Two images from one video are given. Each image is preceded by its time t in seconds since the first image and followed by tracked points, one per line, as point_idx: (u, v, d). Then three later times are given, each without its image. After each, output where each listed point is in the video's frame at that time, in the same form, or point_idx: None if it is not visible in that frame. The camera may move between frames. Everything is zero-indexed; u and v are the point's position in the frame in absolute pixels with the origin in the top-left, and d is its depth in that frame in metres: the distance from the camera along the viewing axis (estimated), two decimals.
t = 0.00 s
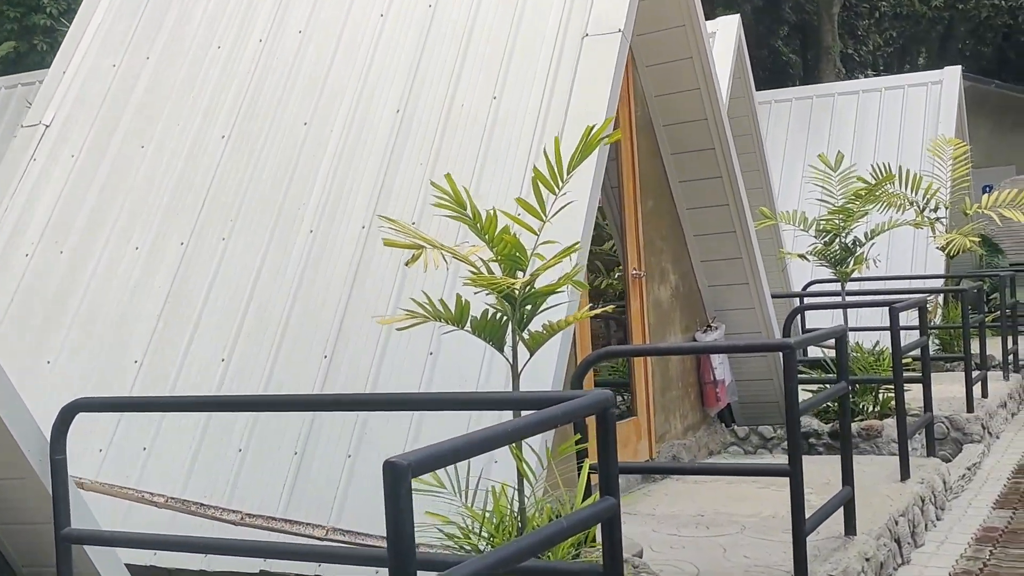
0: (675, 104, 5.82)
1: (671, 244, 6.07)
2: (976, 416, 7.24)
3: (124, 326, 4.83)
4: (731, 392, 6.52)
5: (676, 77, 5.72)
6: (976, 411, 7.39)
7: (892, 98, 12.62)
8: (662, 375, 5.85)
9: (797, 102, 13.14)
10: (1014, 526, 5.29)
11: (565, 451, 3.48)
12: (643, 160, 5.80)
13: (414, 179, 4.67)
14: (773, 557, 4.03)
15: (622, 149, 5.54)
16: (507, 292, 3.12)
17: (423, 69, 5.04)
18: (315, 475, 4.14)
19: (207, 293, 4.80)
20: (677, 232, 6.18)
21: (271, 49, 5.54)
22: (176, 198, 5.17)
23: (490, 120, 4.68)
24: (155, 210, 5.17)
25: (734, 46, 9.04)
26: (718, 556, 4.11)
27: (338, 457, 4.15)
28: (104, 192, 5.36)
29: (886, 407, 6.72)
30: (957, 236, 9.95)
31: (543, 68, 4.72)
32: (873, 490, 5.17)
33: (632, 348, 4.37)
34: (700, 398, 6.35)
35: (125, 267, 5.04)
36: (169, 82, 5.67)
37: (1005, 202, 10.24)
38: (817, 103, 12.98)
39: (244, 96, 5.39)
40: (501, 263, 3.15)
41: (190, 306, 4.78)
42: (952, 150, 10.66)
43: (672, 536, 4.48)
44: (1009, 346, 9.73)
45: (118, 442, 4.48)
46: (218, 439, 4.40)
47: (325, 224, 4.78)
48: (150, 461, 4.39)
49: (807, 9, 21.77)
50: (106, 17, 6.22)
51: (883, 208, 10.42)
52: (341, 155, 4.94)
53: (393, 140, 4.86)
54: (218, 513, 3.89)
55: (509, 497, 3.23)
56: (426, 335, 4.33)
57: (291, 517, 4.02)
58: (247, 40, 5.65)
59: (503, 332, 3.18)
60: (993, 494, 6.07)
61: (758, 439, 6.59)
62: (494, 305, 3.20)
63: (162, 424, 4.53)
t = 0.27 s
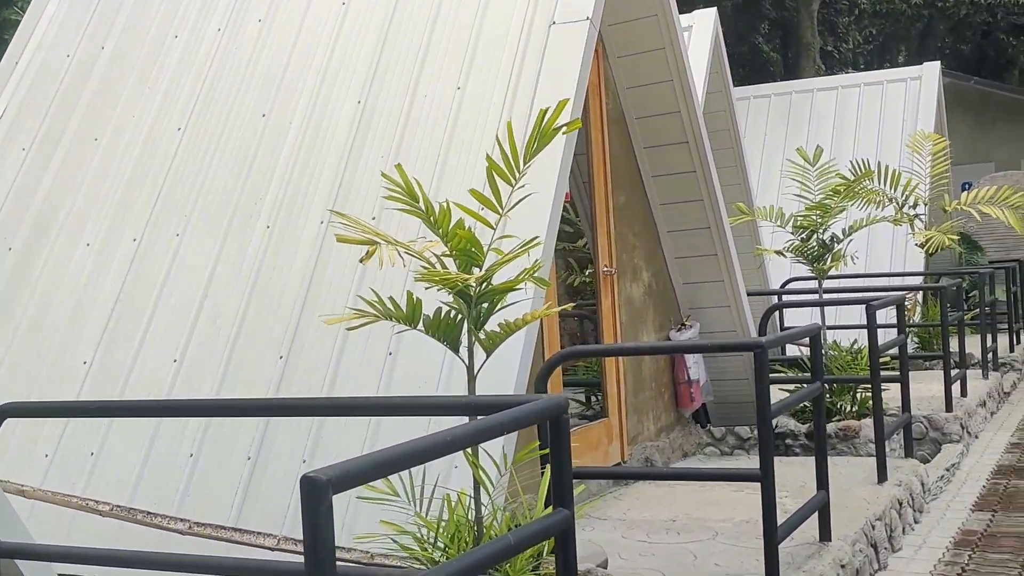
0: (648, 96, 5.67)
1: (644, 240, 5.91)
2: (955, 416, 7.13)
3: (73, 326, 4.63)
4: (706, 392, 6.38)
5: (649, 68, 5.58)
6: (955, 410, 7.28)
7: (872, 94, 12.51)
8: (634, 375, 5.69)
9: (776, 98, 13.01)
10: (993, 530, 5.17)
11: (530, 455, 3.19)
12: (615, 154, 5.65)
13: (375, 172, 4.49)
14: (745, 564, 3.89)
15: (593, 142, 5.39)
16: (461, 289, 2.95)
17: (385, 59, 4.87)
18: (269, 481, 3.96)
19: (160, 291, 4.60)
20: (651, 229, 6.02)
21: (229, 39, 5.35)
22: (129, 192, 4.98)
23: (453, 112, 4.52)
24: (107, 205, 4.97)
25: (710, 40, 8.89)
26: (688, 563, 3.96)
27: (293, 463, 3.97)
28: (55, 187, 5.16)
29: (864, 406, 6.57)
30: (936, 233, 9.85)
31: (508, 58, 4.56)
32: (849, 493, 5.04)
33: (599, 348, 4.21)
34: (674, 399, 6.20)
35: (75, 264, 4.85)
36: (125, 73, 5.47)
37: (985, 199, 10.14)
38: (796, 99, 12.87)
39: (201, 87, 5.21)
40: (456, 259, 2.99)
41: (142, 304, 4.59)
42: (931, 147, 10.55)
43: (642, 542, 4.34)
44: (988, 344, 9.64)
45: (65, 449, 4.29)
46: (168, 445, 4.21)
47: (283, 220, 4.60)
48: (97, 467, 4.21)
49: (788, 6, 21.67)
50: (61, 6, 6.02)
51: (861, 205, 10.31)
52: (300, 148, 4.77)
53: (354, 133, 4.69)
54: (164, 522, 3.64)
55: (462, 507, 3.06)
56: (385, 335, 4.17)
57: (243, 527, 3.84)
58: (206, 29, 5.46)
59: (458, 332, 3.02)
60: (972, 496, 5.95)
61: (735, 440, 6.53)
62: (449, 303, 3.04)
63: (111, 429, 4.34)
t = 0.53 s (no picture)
0: (617, 99, 5.51)
1: (613, 247, 5.75)
2: (933, 424, 7.01)
3: (15, 338, 4.43)
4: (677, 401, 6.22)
5: (617, 70, 5.42)
6: (932, 418, 7.16)
7: (848, 97, 12.42)
8: (602, 386, 5.53)
9: (752, 101, 12.90)
10: (971, 544, 5.04)
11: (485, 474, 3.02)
12: (583, 158, 5.49)
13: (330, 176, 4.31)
14: None
15: (559, 145, 5.23)
16: (406, 300, 2.79)
17: (343, 60, 4.70)
18: (216, 499, 3.74)
19: (106, 301, 4.39)
20: (621, 236, 5.85)
21: (183, 40, 5.16)
22: (76, 198, 4.77)
23: (412, 114, 4.35)
24: (54, 211, 4.77)
25: (684, 42, 8.76)
26: None
27: (241, 481, 3.76)
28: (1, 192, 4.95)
29: (839, 415, 6.46)
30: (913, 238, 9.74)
31: (468, 58, 4.40)
32: (823, 507, 4.90)
33: (562, 360, 4.04)
34: (645, 409, 6.04)
35: (20, 273, 4.64)
36: (75, 74, 5.27)
37: (962, 203, 10.05)
38: (772, 102, 12.76)
39: (153, 89, 5.01)
40: (401, 270, 2.83)
41: (88, 316, 4.39)
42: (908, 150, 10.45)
43: (608, 561, 4.18)
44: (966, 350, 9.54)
45: (4, 471, 4.10)
46: (112, 464, 4.00)
47: (235, 226, 4.40)
48: (37, 489, 4.02)
49: (766, 9, 21.62)
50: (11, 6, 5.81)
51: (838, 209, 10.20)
52: (253, 152, 4.57)
53: (309, 135, 4.50)
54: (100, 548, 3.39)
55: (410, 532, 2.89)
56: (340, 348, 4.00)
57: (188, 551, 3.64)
58: (159, 29, 5.27)
59: (405, 346, 2.85)
60: (949, 508, 5.83)
61: (709, 449, 6.35)
62: (395, 315, 2.87)
63: (52, 448, 4.14)
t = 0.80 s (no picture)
0: (592, 104, 5.37)
1: (589, 256, 5.61)
2: (918, 438, 6.88)
3: None
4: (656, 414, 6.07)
5: (592, 74, 5.29)
6: (917, 432, 7.03)
7: (835, 107, 12.32)
8: (577, 398, 5.38)
9: (739, 110, 12.80)
10: (954, 562, 4.90)
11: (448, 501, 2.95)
12: (557, 165, 5.35)
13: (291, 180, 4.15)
14: None
15: (532, 152, 5.09)
16: (352, 311, 2.64)
17: (307, 63, 4.56)
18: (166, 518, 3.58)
19: (59, 312, 4.22)
20: (597, 245, 5.71)
21: (145, 42, 5.02)
22: (32, 204, 4.60)
23: (376, 117, 4.21)
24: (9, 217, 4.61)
25: (668, 49, 8.65)
26: None
27: (194, 500, 3.59)
28: None
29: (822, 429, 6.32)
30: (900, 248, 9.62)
31: (435, 61, 4.27)
32: (802, 524, 4.76)
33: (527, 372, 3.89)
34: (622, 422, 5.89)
35: None
36: (35, 77, 5.12)
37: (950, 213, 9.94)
38: (759, 112, 12.65)
39: (113, 93, 4.86)
40: (349, 279, 2.68)
41: (40, 326, 4.21)
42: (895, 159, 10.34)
43: None
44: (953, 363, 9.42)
45: None
46: (60, 483, 3.83)
47: (193, 234, 4.25)
48: None
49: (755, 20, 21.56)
50: None
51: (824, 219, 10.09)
52: (213, 158, 4.43)
53: (270, 140, 4.36)
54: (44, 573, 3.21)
55: (357, 557, 2.73)
56: (297, 362, 3.87)
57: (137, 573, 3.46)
58: (121, 32, 5.13)
59: (353, 360, 2.70)
60: (933, 524, 5.69)
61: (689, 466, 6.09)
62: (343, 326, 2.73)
63: None
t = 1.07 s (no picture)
0: (567, 111, 5.25)
1: (564, 266, 5.48)
2: (903, 451, 6.75)
3: None
4: (634, 428, 5.94)
5: (566, 81, 5.17)
6: (902, 445, 6.90)
7: (823, 114, 12.21)
8: (552, 414, 5.24)
9: (726, 117, 12.69)
10: None
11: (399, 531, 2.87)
12: (530, 173, 5.22)
13: (249, 188, 4.00)
14: None
15: (504, 160, 4.96)
16: (293, 328, 2.50)
17: (269, 68, 4.42)
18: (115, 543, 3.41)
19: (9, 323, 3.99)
20: (573, 255, 5.58)
21: (105, 47, 4.87)
22: None
23: (339, 123, 4.07)
24: None
25: (650, 54, 8.52)
26: None
27: (142, 522, 3.44)
28: None
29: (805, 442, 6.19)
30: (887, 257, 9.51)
31: (399, 66, 4.14)
32: (780, 543, 4.62)
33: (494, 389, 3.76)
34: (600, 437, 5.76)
35: None
36: None
37: (937, 221, 9.83)
38: (746, 120, 12.54)
39: (70, 99, 4.70)
40: (291, 295, 2.54)
41: None
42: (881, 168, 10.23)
43: None
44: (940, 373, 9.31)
45: None
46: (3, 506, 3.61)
47: (148, 245, 4.09)
48: None
49: (745, 27, 21.48)
50: None
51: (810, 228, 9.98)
52: (170, 166, 4.27)
53: (229, 148, 4.21)
54: None
55: None
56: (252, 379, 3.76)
57: None
58: (81, 37, 4.98)
59: (295, 380, 2.56)
60: (916, 541, 5.56)
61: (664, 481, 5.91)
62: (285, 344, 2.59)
63: None
